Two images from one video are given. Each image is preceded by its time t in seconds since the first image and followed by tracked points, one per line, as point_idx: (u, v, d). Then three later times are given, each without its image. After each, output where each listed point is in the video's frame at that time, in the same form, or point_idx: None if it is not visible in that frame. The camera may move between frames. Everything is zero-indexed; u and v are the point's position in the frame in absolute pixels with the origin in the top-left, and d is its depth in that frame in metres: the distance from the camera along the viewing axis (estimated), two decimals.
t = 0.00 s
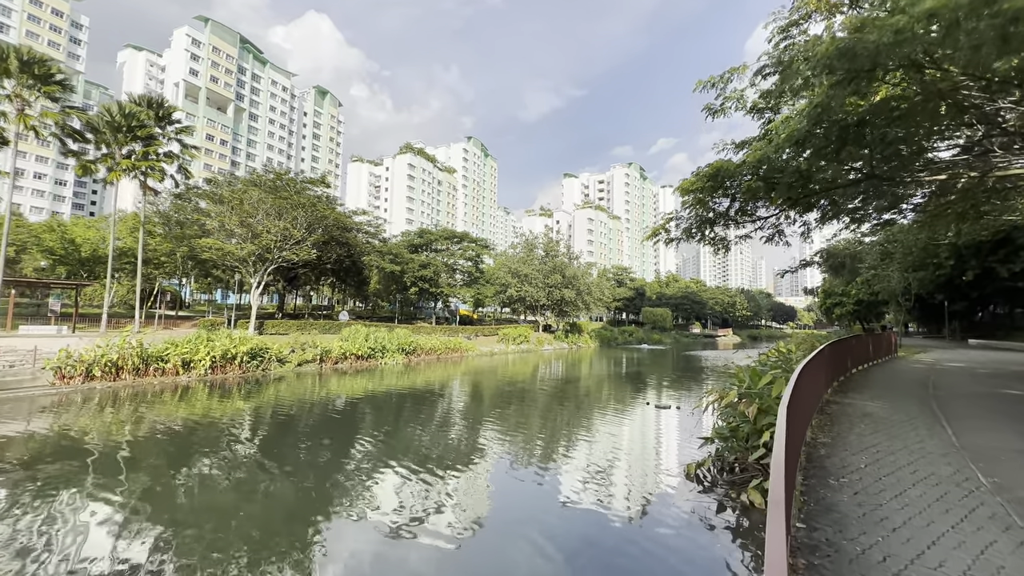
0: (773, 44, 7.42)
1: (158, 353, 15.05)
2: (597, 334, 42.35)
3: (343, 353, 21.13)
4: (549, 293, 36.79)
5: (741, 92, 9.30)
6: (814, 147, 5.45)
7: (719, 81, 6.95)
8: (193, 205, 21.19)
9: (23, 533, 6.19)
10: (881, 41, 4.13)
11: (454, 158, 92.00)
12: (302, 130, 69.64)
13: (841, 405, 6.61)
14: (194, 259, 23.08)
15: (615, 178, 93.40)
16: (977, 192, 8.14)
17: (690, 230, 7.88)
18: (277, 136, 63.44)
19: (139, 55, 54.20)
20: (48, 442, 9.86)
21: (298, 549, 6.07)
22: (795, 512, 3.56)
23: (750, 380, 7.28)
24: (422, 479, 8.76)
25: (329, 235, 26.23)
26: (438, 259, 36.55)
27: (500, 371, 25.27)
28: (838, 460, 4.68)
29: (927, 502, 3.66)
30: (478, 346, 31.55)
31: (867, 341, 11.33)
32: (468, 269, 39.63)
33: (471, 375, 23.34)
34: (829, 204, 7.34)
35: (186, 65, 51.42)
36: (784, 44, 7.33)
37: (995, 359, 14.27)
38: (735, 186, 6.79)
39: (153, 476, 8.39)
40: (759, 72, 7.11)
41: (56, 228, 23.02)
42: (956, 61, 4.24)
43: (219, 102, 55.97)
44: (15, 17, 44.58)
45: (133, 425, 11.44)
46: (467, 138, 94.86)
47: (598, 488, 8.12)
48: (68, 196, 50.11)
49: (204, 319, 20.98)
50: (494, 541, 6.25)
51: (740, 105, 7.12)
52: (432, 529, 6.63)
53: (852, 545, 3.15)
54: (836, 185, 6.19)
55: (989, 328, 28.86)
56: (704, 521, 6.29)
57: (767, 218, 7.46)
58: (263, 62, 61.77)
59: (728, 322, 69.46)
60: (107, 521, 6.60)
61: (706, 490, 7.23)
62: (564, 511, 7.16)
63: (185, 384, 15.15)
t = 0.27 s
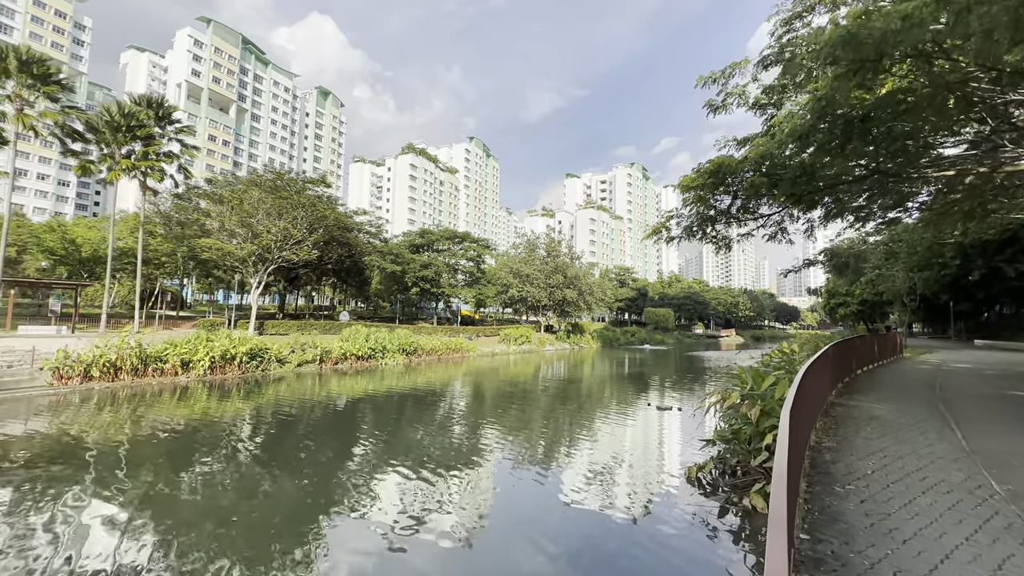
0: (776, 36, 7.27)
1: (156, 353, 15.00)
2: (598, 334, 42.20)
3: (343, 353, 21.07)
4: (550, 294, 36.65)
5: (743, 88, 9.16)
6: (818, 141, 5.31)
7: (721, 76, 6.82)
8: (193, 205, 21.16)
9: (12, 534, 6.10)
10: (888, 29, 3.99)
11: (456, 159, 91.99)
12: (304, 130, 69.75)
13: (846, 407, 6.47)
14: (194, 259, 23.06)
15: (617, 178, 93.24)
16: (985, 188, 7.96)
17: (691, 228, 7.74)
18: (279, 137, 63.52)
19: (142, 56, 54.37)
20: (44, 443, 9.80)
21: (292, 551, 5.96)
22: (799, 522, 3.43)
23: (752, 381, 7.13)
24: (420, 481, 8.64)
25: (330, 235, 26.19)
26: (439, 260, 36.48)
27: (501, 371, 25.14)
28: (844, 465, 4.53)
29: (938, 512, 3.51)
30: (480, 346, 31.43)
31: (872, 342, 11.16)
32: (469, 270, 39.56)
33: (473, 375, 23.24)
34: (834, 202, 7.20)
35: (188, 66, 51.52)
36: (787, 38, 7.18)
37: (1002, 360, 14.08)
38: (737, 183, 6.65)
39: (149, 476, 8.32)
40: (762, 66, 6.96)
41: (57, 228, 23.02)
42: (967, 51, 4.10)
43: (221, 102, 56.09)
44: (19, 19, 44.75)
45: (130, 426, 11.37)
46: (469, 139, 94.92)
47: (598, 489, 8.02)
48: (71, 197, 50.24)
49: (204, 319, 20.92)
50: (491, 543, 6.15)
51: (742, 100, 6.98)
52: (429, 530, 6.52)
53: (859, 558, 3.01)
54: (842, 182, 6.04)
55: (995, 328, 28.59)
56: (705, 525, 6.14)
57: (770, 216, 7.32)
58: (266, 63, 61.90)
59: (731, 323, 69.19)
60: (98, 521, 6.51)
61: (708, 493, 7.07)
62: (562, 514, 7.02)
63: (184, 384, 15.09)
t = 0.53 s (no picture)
0: (780, 30, 7.12)
1: (157, 354, 14.97)
2: (602, 335, 42.03)
3: (345, 354, 21.03)
4: (553, 294, 36.50)
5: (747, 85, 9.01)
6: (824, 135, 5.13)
7: (724, 71, 6.66)
8: (194, 206, 21.15)
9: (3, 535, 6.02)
10: (898, 16, 3.85)
11: (458, 159, 92.03)
12: (307, 131, 69.94)
13: (854, 411, 6.29)
14: (196, 260, 23.07)
15: (620, 178, 93.03)
16: (995, 185, 7.78)
17: (693, 227, 7.60)
18: (282, 138, 63.71)
19: (146, 58, 54.64)
20: (42, 444, 9.75)
21: (286, 554, 5.84)
22: (807, 535, 3.28)
23: (756, 383, 6.97)
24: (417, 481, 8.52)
25: (332, 235, 26.18)
26: (441, 260, 36.42)
27: (503, 372, 25.02)
28: (853, 473, 4.35)
29: (954, 523, 3.35)
30: (482, 347, 31.32)
31: (880, 343, 10.98)
32: (472, 270, 39.48)
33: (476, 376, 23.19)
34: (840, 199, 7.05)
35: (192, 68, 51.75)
36: (792, 31, 7.02)
37: (1012, 361, 13.84)
38: (740, 180, 6.51)
39: (146, 478, 8.24)
40: (766, 61, 6.81)
41: (60, 229, 23.07)
42: (981, 39, 3.96)
43: (225, 104, 56.29)
44: (24, 22, 45.08)
45: (129, 427, 11.31)
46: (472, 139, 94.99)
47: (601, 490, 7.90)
48: (76, 198, 50.46)
49: (205, 320, 20.90)
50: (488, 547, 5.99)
51: (745, 96, 6.83)
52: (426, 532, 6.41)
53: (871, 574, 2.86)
54: (849, 179, 5.89)
55: (1003, 329, 28.24)
56: (708, 530, 5.98)
57: (774, 214, 7.17)
58: (269, 64, 62.12)
59: (735, 323, 68.82)
60: (90, 523, 6.43)
61: (711, 498, 6.93)
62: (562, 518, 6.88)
63: (184, 385, 15.04)
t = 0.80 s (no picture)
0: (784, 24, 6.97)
1: (157, 355, 14.92)
2: (605, 336, 41.84)
3: (346, 355, 20.94)
4: (556, 295, 36.34)
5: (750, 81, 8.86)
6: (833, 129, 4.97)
7: (728, 66, 6.52)
8: (196, 206, 21.15)
9: None
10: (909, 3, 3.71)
11: (461, 160, 92.10)
12: (310, 133, 70.12)
13: (862, 414, 6.13)
14: (197, 261, 23.07)
15: (624, 179, 92.84)
16: (1006, 182, 7.60)
17: (696, 225, 7.45)
18: (285, 139, 63.88)
19: (150, 60, 54.90)
20: (39, 444, 9.70)
21: (281, 557, 5.72)
22: (818, 546, 3.12)
23: (761, 384, 6.81)
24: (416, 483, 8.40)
25: (333, 236, 26.15)
26: (443, 261, 36.34)
27: (506, 373, 24.89)
28: (864, 481, 4.18)
29: (973, 535, 3.19)
30: (484, 348, 31.21)
31: (887, 344, 10.79)
32: (474, 271, 39.39)
33: (478, 377, 23.05)
34: (847, 196, 6.90)
35: (196, 69, 51.95)
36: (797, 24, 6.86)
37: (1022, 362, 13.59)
38: (744, 176, 6.37)
39: (142, 479, 8.15)
40: (770, 55, 6.66)
41: (62, 230, 23.10)
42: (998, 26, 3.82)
43: (228, 105, 56.49)
44: (30, 24, 45.38)
45: (127, 427, 11.25)
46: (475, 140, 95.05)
47: (604, 492, 7.76)
48: (81, 199, 50.67)
49: (207, 321, 20.86)
50: (487, 551, 5.85)
51: (749, 91, 6.68)
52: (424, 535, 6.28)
53: None
54: (857, 174, 5.74)
55: (1012, 330, 27.89)
56: (713, 535, 5.82)
57: (779, 212, 7.02)
58: (272, 66, 62.35)
59: (739, 324, 68.44)
60: (83, 524, 6.34)
61: (715, 501, 6.76)
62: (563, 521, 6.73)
63: (184, 386, 14.98)
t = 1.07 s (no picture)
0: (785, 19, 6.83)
1: (156, 356, 14.86)
2: (607, 336, 41.66)
3: (347, 355, 20.86)
4: (558, 295, 36.19)
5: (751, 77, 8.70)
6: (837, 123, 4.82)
7: (728, 61, 6.39)
8: (197, 207, 21.14)
9: None
10: None
11: (464, 161, 92.11)
12: (312, 133, 70.23)
13: (867, 417, 5.98)
14: (198, 262, 23.05)
15: (626, 179, 92.62)
16: (1014, 180, 7.42)
17: (696, 224, 7.32)
18: (288, 140, 63.99)
19: (154, 62, 55.10)
20: (33, 446, 9.62)
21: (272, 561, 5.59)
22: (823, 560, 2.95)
23: (764, 386, 6.67)
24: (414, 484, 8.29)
25: (334, 236, 26.10)
26: (445, 261, 36.26)
27: (507, 374, 24.77)
28: (870, 488, 4.02)
29: (990, 549, 3.02)
30: (486, 349, 31.09)
31: (892, 345, 10.63)
32: (476, 271, 39.29)
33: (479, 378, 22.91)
34: (852, 194, 6.75)
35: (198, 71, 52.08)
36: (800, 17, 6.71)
37: None
38: (746, 173, 6.24)
39: (137, 479, 8.08)
40: (771, 50, 6.52)
41: (63, 231, 23.13)
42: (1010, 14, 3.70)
43: (231, 106, 56.61)
44: (34, 26, 45.64)
45: (123, 429, 11.19)
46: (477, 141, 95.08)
47: (606, 494, 7.65)
48: (84, 201, 50.88)
49: (207, 322, 20.80)
50: (482, 555, 5.71)
51: (751, 87, 6.54)
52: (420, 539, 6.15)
53: None
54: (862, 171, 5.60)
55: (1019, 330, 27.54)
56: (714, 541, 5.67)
57: (782, 210, 6.87)
58: (274, 67, 62.51)
59: (743, 325, 68.10)
60: (71, 526, 6.23)
61: (717, 505, 6.63)
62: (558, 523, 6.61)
63: (183, 387, 14.92)
